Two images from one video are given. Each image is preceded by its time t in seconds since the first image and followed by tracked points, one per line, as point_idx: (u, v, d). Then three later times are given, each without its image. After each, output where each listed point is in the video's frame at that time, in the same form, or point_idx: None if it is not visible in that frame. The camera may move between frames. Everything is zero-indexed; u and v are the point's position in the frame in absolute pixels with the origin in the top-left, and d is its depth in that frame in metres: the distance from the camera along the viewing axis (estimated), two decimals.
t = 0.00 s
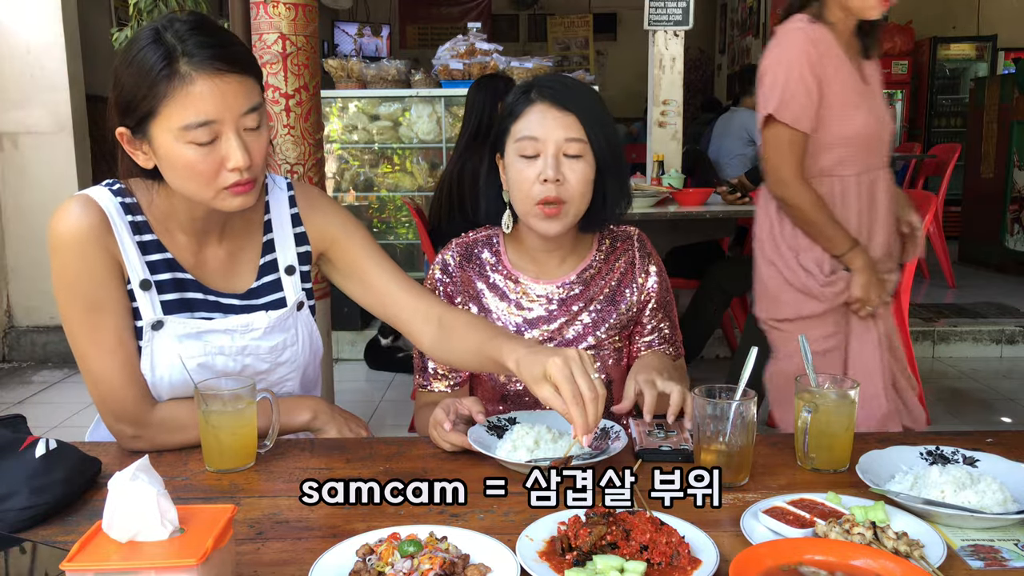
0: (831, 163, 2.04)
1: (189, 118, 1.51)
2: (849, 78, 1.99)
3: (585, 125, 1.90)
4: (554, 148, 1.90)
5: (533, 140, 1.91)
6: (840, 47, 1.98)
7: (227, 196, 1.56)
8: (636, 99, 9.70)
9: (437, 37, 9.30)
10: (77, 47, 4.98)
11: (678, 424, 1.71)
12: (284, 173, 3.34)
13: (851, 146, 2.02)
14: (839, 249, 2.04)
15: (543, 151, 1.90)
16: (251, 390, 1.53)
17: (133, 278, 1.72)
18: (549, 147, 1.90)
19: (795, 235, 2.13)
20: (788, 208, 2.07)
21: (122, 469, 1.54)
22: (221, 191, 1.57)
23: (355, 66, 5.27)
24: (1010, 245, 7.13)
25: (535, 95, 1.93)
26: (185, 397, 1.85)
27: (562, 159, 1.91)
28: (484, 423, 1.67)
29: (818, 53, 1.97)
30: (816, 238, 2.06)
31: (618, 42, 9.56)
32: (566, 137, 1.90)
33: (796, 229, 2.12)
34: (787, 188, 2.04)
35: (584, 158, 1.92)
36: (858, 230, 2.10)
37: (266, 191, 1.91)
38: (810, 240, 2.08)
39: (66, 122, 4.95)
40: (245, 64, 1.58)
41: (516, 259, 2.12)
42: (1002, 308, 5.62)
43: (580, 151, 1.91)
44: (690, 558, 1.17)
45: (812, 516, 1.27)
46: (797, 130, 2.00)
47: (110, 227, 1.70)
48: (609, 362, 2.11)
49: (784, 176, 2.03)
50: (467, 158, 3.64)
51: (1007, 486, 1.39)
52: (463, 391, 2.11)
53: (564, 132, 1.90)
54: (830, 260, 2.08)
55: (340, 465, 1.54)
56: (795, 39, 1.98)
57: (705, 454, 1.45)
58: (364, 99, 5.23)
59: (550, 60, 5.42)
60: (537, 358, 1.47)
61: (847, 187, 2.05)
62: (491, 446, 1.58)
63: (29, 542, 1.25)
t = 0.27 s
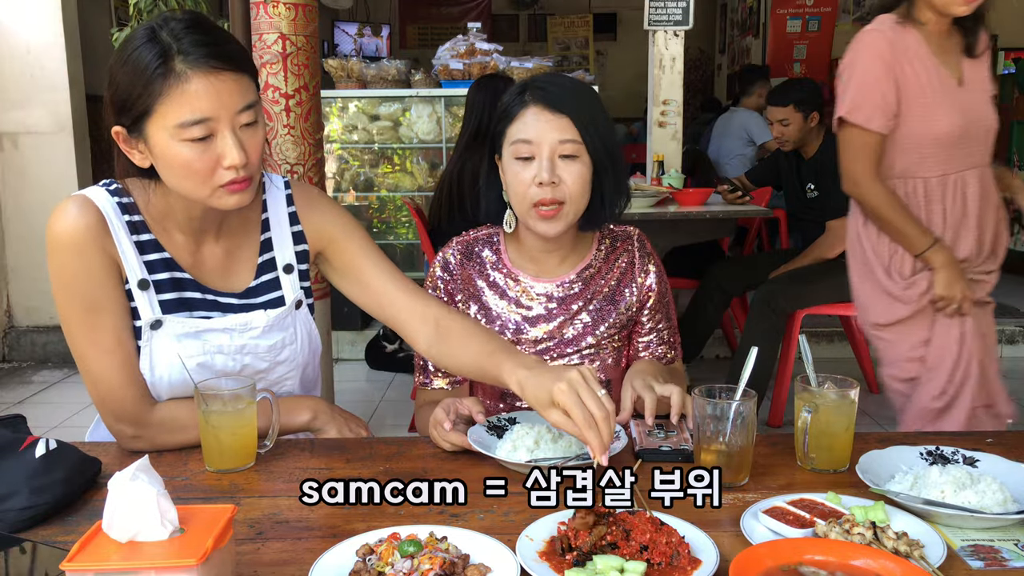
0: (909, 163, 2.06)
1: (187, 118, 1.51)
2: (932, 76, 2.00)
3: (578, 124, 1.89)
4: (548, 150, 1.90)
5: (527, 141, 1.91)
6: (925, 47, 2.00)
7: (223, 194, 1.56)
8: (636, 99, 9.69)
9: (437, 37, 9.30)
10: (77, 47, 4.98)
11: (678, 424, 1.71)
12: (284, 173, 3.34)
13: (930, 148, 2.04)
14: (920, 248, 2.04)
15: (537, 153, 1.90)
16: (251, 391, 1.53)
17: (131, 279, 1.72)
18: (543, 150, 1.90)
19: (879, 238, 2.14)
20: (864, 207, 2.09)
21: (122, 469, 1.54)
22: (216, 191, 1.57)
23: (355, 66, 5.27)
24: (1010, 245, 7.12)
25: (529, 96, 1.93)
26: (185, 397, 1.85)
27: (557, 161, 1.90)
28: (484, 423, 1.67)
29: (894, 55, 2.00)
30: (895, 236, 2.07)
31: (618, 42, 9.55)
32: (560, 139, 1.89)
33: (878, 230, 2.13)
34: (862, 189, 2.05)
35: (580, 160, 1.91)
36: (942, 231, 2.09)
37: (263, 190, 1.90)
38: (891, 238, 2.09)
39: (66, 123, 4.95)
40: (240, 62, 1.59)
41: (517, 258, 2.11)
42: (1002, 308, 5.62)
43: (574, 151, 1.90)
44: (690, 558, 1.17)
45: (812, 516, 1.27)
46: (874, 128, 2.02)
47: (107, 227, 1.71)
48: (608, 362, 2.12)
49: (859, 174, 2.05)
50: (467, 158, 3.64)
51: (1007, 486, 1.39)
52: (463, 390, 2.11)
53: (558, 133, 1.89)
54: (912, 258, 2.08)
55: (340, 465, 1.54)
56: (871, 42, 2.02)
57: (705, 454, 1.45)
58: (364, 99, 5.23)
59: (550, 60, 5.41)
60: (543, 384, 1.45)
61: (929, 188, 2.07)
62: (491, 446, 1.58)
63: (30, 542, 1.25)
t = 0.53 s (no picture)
0: (951, 151, 2.21)
1: (178, 105, 1.52)
2: (979, 67, 2.12)
3: (577, 128, 1.90)
4: (548, 153, 1.90)
5: (527, 144, 1.91)
6: (980, 40, 2.11)
7: (215, 184, 1.55)
8: (636, 99, 9.69)
9: (437, 37, 9.30)
10: (77, 47, 4.98)
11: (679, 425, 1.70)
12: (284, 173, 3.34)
13: (975, 135, 2.17)
14: (957, 234, 2.19)
15: (538, 156, 1.90)
16: (251, 390, 1.53)
17: (127, 277, 1.72)
18: (543, 153, 1.90)
19: (919, 227, 2.32)
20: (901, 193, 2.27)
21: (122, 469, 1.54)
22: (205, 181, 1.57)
23: (355, 66, 5.27)
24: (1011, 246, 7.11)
25: (528, 98, 1.92)
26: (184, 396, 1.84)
27: (557, 164, 1.90)
28: (484, 423, 1.67)
29: (939, 43, 2.14)
30: (932, 222, 2.23)
31: (618, 42, 9.55)
32: (560, 142, 1.89)
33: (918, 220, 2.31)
34: (896, 175, 2.24)
35: (580, 163, 1.92)
36: (984, 219, 2.23)
37: (255, 186, 1.93)
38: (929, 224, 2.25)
39: (66, 123, 4.94)
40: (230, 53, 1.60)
41: (515, 259, 2.11)
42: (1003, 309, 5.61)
43: (574, 155, 1.90)
44: (690, 558, 1.17)
45: (812, 516, 1.27)
46: (913, 115, 2.18)
47: (101, 227, 1.71)
48: (607, 362, 2.11)
49: (897, 160, 2.23)
50: (467, 158, 3.64)
51: (1007, 486, 1.39)
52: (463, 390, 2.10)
53: (558, 136, 1.89)
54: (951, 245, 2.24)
55: (340, 465, 1.53)
56: (919, 30, 2.16)
57: (705, 454, 1.45)
58: (364, 99, 5.23)
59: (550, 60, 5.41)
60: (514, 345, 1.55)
61: (971, 176, 2.21)
62: (491, 446, 1.58)
63: (30, 542, 1.25)
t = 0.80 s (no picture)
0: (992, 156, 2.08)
1: (161, 72, 1.55)
2: None
3: (577, 130, 1.89)
4: (548, 156, 1.89)
5: (526, 147, 1.90)
6: None
7: (196, 155, 1.57)
8: (636, 99, 9.69)
9: (437, 37, 9.30)
10: (77, 47, 4.98)
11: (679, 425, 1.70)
12: (284, 173, 3.33)
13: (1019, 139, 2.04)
14: (996, 243, 2.04)
15: (538, 159, 1.89)
16: (251, 390, 1.53)
17: (121, 274, 1.72)
18: (542, 155, 1.89)
19: (954, 234, 2.17)
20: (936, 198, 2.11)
21: (122, 469, 1.54)
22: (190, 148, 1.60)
23: (355, 66, 5.27)
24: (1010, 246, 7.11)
25: (528, 100, 1.92)
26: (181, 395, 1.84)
27: (556, 167, 1.90)
28: (484, 422, 1.67)
29: (985, 42, 2.01)
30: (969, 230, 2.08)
31: (618, 42, 9.55)
32: (560, 145, 1.89)
33: (953, 226, 2.16)
34: (934, 177, 2.09)
35: (579, 166, 1.91)
36: None
37: (247, 182, 1.97)
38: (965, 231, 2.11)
39: (66, 122, 4.94)
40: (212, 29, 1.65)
41: (513, 260, 2.11)
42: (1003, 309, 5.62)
43: (573, 157, 1.90)
44: (690, 557, 1.17)
45: (812, 516, 1.27)
46: (957, 114, 2.03)
47: (93, 225, 1.71)
48: (606, 362, 2.11)
49: (936, 163, 2.07)
50: (467, 158, 3.64)
51: (1008, 486, 1.39)
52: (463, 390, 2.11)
53: (558, 139, 1.89)
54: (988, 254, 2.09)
55: (340, 465, 1.53)
56: (963, 28, 2.02)
57: (705, 454, 1.45)
58: (364, 99, 5.23)
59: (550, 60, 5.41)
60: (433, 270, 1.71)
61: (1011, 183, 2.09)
62: (491, 446, 1.58)
63: (30, 542, 1.26)
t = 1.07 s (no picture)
0: None
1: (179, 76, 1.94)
2: None
3: (590, 145, 1.68)
4: (558, 168, 1.69)
5: (538, 157, 1.71)
6: None
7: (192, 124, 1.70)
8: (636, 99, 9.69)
9: (437, 37, 9.29)
10: (77, 47, 4.98)
11: (663, 424, 1.71)
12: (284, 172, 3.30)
13: None
14: None
15: (547, 171, 1.70)
16: (251, 391, 1.53)
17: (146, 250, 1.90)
18: (553, 169, 1.70)
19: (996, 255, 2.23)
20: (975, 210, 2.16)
21: (122, 469, 1.54)
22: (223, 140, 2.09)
23: (355, 66, 5.26)
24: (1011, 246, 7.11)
25: (546, 109, 1.74)
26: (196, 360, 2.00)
27: (566, 182, 1.70)
28: (483, 423, 1.67)
29: None
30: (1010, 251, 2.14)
31: (618, 42, 9.55)
32: (572, 157, 1.69)
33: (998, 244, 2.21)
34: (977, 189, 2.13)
35: (592, 182, 1.70)
36: None
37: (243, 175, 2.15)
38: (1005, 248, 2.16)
39: (66, 123, 4.94)
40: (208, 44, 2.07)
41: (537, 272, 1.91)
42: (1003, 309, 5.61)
43: (586, 172, 1.69)
44: (690, 558, 1.17)
45: (777, 522, 1.27)
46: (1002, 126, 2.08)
47: (121, 215, 1.89)
48: (625, 382, 1.98)
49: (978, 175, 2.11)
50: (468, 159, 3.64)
51: (951, 451, 1.56)
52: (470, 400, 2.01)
53: (571, 151, 1.69)
54: None
55: (340, 465, 1.54)
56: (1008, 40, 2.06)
57: (705, 459, 1.42)
58: (364, 99, 5.22)
59: (549, 60, 5.41)
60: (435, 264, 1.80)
61: None
62: (491, 446, 1.58)
63: (30, 542, 1.25)
